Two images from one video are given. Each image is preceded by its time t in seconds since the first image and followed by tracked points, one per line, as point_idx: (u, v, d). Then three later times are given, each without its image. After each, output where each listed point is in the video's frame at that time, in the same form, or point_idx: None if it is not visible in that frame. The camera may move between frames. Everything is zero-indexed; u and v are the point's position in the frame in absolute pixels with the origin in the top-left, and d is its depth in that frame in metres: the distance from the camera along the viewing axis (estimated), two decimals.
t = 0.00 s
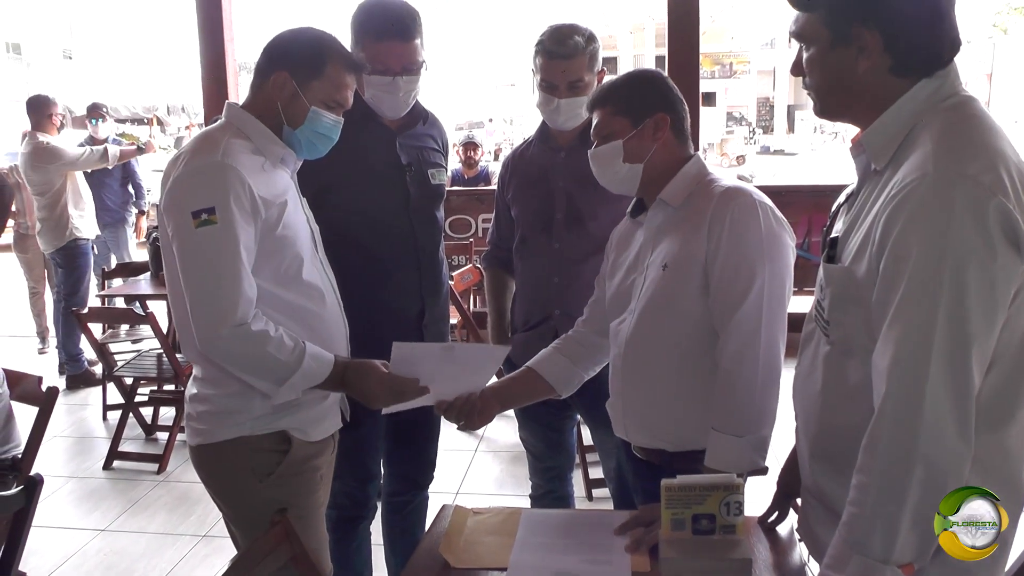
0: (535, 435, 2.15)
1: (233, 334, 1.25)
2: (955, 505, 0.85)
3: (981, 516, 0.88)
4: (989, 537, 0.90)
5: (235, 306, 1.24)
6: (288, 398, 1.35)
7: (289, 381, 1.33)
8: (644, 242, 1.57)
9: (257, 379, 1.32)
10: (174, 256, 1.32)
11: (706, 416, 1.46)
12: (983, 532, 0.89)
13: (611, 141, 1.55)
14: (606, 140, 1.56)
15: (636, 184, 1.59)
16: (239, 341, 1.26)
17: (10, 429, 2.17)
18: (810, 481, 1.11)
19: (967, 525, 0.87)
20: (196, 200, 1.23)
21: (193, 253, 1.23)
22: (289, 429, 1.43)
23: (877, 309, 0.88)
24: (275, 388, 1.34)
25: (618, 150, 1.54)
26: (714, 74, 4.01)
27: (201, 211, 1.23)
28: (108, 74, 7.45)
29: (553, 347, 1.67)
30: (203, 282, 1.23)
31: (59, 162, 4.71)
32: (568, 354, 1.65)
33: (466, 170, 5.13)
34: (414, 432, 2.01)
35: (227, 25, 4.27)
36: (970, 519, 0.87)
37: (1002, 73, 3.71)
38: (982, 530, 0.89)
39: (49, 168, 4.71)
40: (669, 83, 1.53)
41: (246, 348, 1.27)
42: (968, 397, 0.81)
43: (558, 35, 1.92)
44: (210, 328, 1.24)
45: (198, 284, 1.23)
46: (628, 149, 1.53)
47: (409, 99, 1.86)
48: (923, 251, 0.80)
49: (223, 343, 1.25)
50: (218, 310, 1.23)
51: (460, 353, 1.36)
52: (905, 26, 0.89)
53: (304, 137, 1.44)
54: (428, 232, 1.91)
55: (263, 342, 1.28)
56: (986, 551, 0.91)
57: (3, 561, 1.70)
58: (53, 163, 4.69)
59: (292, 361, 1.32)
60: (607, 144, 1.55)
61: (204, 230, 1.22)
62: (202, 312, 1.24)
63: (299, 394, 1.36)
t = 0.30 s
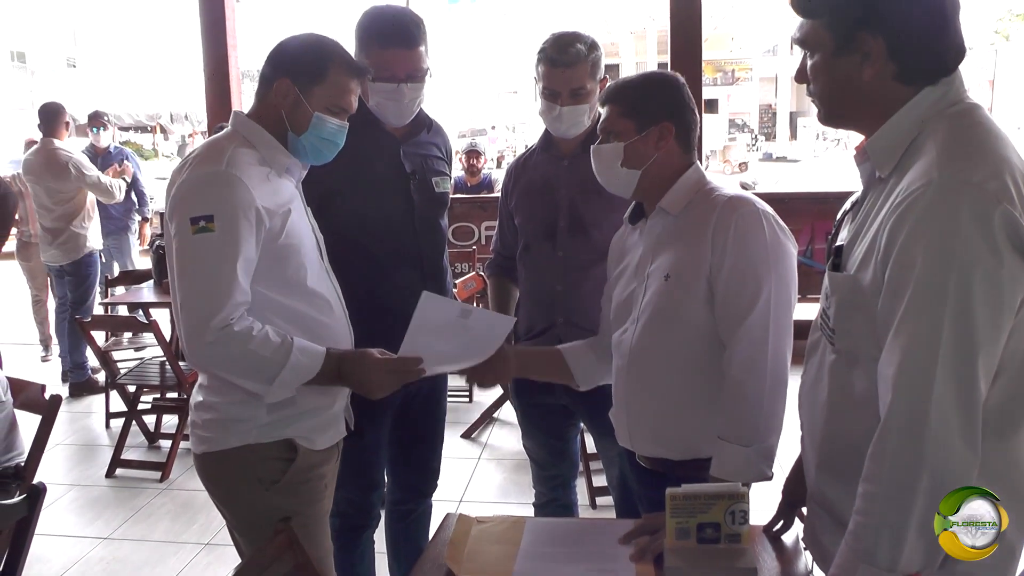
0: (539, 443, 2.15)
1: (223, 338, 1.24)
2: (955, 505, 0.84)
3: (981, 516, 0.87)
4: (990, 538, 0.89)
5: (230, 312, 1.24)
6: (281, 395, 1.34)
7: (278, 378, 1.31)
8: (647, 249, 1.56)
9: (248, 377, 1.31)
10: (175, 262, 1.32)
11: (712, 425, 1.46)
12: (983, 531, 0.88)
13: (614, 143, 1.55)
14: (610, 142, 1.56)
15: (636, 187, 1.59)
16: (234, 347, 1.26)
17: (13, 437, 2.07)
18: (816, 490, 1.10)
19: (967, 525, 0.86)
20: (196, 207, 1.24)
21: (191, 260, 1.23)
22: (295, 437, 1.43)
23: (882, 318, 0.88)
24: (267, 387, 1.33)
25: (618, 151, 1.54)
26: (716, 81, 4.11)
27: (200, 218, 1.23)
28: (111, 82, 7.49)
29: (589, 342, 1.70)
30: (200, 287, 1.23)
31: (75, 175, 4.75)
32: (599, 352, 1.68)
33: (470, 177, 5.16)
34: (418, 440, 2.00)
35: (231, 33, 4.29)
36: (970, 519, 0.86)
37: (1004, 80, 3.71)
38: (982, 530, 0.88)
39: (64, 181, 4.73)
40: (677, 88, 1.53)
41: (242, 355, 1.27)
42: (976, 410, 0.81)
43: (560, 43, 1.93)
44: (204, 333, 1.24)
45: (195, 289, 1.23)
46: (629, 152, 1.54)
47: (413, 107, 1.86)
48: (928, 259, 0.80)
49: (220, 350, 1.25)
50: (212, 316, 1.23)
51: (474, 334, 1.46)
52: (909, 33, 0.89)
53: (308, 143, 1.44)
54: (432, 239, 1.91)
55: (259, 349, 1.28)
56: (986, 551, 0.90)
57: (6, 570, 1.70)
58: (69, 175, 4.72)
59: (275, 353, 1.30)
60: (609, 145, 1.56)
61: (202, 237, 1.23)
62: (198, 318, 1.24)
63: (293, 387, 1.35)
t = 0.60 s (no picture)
0: (543, 450, 2.15)
1: (221, 342, 1.23)
2: (955, 506, 0.82)
3: (981, 516, 0.84)
4: (989, 537, 0.87)
5: (231, 318, 1.24)
6: (290, 387, 1.34)
7: (283, 372, 1.31)
8: (649, 256, 1.56)
9: (252, 375, 1.31)
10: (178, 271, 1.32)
11: (715, 432, 1.45)
12: (982, 531, 0.85)
13: (619, 146, 1.55)
14: (615, 144, 1.56)
15: (639, 190, 1.59)
16: (236, 353, 1.25)
17: (15, 446, 2.06)
18: (822, 497, 1.10)
19: (967, 525, 0.83)
20: (197, 216, 1.24)
21: (192, 268, 1.23)
22: (300, 445, 1.42)
23: (887, 325, 0.88)
24: (274, 382, 1.33)
25: (622, 154, 1.55)
26: (718, 87, 4.25)
27: (201, 226, 1.23)
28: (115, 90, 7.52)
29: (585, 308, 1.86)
30: (202, 295, 1.23)
31: (84, 183, 4.79)
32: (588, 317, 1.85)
33: (472, 184, 5.19)
34: (421, 447, 2.00)
35: (233, 40, 4.31)
36: (970, 519, 0.83)
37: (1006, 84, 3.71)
38: (982, 530, 0.85)
39: (72, 191, 4.76)
40: (683, 93, 1.52)
41: (243, 359, 1.26)
42: (982, 423, 0.81)
43: (561, 49, 1.93)
44: (206, 339, 1.24)
45: (196, 297, 1.23)
46: (632, 156, 1.54)
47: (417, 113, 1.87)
48: (931, 266, 0.80)
49: (223, 357, 1.25)
50: (213, 322, 1.23)
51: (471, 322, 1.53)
52: (912, 37, 0.89)
53: (311, 148, 1.44)
54: (435, 246, 1.91)
55: (262, 354, 1.28)
56: (986, 550, 0.88)
57: None
58: (82, 185, 4.77)
59: (274, 345, 1.29)
60: (614, 148, 1.56)
61: (203, 245, 1.23)
62: (199, 324, 1.24)
63: (300, 377, 1.35)
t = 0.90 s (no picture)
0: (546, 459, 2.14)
1: (231, 347, 1.22)
2: (955, 506, 0.81)
3: (982, 516, 0.83)
4: (989, 537, 0.86)
5: (241, 323, 1.23)
6: (304, 386, 1.35)
7: (297, 371, 1.32)
8: (652, 264, 1.56)
9: (267, 378, 1.31)
10: (183, 279, 1.32)
11: (719, 440, 1.45)
12: (982, 531, 0.84)
13: (624, 153, 1.55)
14: (621, 153, 1.56)
15: (643, 199, 1.59)
16: (246, 359, 1.25)
17: (18, 456, 2.06)
18: (828, 507, 1.09)
19: (967, 525, 0.82)
20: (204, 222, 1.23)
21: (200, 274, 1.22)
22: (305, 455, 1.42)
23: (892, 334, 0.87)
24: (289, 384, 1.34)
25: (627, 163, 1.55)
26: (720, 93, 4.25)
27: (208, 233, 1.23)
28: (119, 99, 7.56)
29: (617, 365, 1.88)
30: (210, 300, 1.22)
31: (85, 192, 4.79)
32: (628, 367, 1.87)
33: (475, 193, 5.20)
34: (425, 457, 2.00)
35: (236, 49, 4.33)
36: (971, 519, 0.82)
37: (1008, 89, 3.71)
38: (982, 530, 0.84)
39: (72, 199, 4.76)
40: (687, 103, 1.53)
41: (251, 364, 1.26)
42: (988, 435, 0.80)
43: (562, 58, 1.94)
44: (214, 345, 1.23)
45: (204, 303, 1.23)
46: (637, 164, 1.54)
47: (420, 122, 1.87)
48: (937, 274, 0.80)
49: (232, 363, 1.24)
50: (223, 327, 1.22)
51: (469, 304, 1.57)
52: (914, 45, 0.89)
53: (312, 158, 1.45)
54: (439, 255, 1.91)
55: (270, 359, 1.28)
56: (986, 550, 0.87)
57: None
58: (83, 194, 4.78)
59: (285, 347, 1.29)
60: (619, 155, 1.56)
61: (211, 251, 1.22)
62: (207, 330, 1.23)
63: (315, 374, 1.35)
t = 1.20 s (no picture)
0: (550, 469, 2.14)
1: (247, 354, 1.22)
2: (955, 506, 0.80)
3: (982, 516, 0.81)
4: (989, 536, 0.84)
5: (255, 329, 1.23)
6: (320, 391, 1.35)
7: (313, 376, 1.31)
8: (656, 273, 1.56)
9: (282, 386, 1.31)
10: (189, 289, 1.31)
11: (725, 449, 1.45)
12: (983, 531, 0.82)
13: (625, 164, 1.55)
14: (621, 163, 1.56)
15: (644, 211, 1.59)
16: (260, 365, 1.25)
17: (21, 467, 2.07)
18: (833, 518, 1.08)
19: (967, 525, 0.81)
20: (212, 230, 1.23)
21: (210, 283, 1.22)
22: (309, 466, 1.42)
23: (897, 344, 0.87)
24: (305, 390, 1.34)
25: (628, 172, 1.55)
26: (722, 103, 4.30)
27: (216, 240, 1.22)
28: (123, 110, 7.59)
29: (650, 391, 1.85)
30: (222, 308, 1.22)
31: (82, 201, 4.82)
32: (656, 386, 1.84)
33: (478, 203, 5.21)
34: (429, 467, 1.99)
35: (240, 60, 4.35)
36: (971, 519, 0.81)
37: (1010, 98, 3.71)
38: (982, 530, 0.82)
39: (69, 208, 4.79)
40: (688, 114, 1.53)
41: (265, 370, 1.25)
42: (994, 441, 0.80)
43: (566, 68, 1.94)
44: (228, 352, 1.23)
45: (215, 311, 1.22)
46: (637, 174, 1.54)
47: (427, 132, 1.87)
48: (943, 283, 0.80)
49: (245, 369, 1.24)
50: (237, 334, 1.22)
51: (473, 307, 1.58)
52: (916, 56, 0.89)
53: (314, 169, 1.46)
54: (445, 266, 1.91)
55: (285, 365, 1.27)
56: (986, 551, 0.85)
57: None
58: (77, 204, 4.80)
59: (300, 352, 1.29)
60: (620, 166, 1.55)
61: (219, 259, 1.22)
62: (220, 338, 1.22)
63: (331, 377, 1.35)
